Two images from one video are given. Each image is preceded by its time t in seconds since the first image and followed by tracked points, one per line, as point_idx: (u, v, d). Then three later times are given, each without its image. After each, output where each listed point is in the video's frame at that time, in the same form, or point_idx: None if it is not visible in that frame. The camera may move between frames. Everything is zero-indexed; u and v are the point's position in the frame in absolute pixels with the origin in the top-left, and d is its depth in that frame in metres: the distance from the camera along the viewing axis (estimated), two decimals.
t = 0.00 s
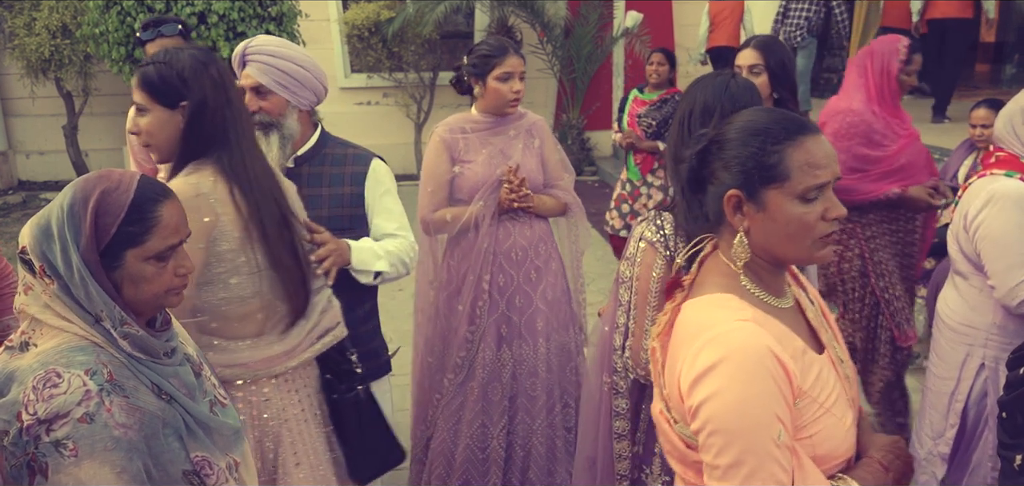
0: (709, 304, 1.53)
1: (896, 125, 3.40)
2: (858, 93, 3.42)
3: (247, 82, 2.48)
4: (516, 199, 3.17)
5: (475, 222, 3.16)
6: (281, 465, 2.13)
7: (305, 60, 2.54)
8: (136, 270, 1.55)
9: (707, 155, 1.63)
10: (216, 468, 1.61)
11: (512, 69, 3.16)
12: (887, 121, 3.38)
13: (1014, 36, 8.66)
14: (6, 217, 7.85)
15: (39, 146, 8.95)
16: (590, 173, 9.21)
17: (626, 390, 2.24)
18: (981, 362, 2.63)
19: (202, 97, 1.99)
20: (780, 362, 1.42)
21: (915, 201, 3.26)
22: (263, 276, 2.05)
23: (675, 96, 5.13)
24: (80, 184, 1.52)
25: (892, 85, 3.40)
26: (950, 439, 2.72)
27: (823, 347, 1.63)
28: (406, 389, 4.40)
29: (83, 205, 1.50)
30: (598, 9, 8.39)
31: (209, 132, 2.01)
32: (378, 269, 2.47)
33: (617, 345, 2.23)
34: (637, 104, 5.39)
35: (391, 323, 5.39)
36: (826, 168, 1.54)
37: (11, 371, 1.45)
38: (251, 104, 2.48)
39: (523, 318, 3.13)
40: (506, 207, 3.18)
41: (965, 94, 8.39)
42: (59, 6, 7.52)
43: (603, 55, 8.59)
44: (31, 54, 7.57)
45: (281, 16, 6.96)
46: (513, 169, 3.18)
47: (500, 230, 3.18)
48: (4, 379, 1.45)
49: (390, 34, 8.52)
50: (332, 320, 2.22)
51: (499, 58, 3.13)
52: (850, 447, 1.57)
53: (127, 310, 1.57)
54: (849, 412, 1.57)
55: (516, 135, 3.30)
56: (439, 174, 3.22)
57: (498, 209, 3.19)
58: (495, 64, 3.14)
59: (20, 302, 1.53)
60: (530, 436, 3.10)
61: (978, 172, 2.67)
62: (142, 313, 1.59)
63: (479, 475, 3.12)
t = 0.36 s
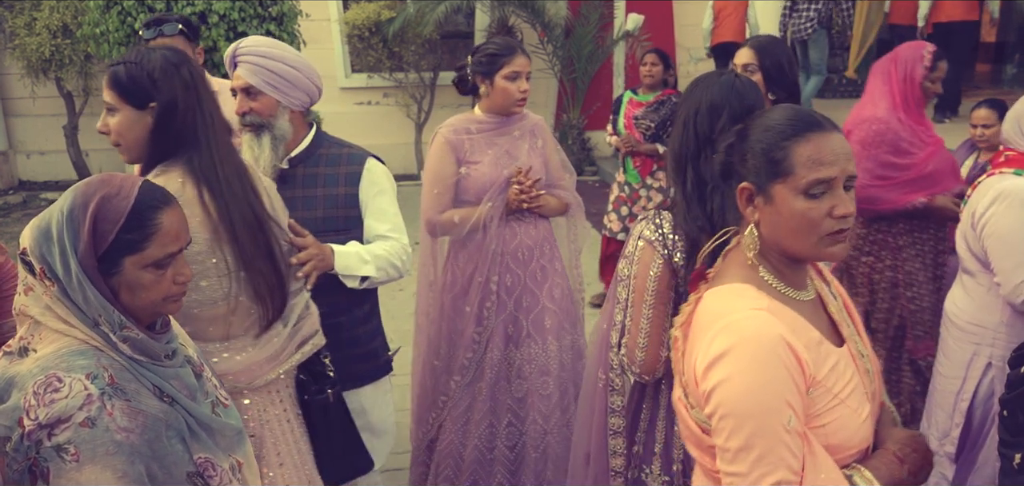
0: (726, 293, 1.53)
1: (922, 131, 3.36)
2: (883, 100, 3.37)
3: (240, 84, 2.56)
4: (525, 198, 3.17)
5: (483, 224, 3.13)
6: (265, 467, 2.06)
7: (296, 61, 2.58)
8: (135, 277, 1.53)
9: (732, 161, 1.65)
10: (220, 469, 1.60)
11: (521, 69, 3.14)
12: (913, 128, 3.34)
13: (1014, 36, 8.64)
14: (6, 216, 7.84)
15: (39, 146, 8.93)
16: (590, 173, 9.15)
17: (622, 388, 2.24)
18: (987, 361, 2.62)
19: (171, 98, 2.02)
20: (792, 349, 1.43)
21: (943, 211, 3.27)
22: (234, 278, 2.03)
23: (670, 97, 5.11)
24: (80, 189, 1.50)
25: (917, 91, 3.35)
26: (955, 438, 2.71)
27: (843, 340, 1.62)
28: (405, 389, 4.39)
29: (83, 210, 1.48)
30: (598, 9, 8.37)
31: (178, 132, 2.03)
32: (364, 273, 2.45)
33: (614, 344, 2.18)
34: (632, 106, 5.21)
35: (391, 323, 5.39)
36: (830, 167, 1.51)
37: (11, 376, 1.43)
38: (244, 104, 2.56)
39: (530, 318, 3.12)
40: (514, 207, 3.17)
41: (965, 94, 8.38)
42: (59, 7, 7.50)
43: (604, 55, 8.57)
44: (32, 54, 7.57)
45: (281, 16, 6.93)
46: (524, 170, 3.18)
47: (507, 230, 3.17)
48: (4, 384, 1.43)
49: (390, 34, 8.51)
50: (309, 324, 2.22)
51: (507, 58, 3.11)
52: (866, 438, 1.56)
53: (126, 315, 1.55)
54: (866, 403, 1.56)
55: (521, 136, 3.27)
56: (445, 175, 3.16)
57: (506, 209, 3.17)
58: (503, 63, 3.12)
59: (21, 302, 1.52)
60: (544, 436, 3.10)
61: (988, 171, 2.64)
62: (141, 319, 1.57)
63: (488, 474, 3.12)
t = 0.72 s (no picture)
0: (741, 279, 1.57)
1: (954, 138, 3.26)
2: (911, 107, 3.28)
3: (229, 85, 2.55)
4: (537, 197, 3.14)
5: (494, 224, 3.11)
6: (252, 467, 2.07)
7: (284, 61, 2.56)
8: (132, 285, 1.52)
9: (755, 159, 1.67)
10: (225, 470, 1.59)
11: (530, 69, 3.11)
12: (944, 135, 3.25)
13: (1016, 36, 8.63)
14: (6, 216, 7.84)
15: (39, 146, 8.92)
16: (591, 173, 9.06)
17: (624, 388, 2.22)
18: (997, 358, 2.62)
19: (146, 98, 2.01)
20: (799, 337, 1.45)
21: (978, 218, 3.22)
22: (213, 278, 2.01)
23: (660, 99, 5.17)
24: (77, 196, 1.49)
25: (945, 97, 3.26)
26: (964, 437, 2.69)
27: (863, 330, 1.62)
28: (404, 388, 4.39)
29: (80, 218, 1.47)
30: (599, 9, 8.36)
31: (153, 131, 2.02)
32: (356, 277, 2.45)
33: (618, 343, 2.18)
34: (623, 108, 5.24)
35: (391, 322, 5.38)
36: (823, 163, 1.52)
37: (11, 385, 1.42)
38: (234, 105, 2.55)
39: (540, 320, 3.11)
40: (525, 207, 3.15)
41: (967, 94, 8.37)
42: (59, 7, 7.49)
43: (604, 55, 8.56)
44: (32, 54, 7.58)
45: (281, 16, 6.92)
46: (535, 171, 3.16)
47: (517, 232, 3.15)
48: (4, 393, 1.42)
49: (390, 34, 8.50)
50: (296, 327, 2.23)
51: (516, 57, 3.08)
52: (880, 426, 1.57)
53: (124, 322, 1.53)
54: (881, 392, 1.57)
55: (529, 137, 3.26)
56: (454, 176, 3.11)
57: (517, 210, 3.15)
58: (512, 62, 3.09)
59: (19, 308, 1.51)
60: (558, 438, 3.09)
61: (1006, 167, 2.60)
62: (139, 325, 1.56)
63: (499, 477, 3.12)
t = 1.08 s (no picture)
0: (749, 267, 1.62)
1: (985, 141, 3.06)
2: (941, 109, 3.10)
3: (222, 86, 2.57)
4: (552, 201, 3.15)
5: (509, 227, 3.10)
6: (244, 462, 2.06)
7: (277, 61, 2.57)
8: (132, 289, 1.51)
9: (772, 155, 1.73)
10: (229, 469, 1.59)
11: (544, 69, 3.10)
12: (976, 139, 3.05)
13: (1016, 35, 8.63)
14: (7, 216, 7.85)
15: (39, 146, 8.92)
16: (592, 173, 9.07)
17: (627, 390, 2.22)
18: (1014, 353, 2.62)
19: (122, 99, 2.11)
20: (798, 326, 1.49)
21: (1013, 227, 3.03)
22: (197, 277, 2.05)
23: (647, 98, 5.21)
24: (75, 202, 1.49)
25: (974, 98, 3.08)
26: (974, 430, 2.68)
27: (875, 327, 1.63)
28: (404, 389, 4.39)
29: (78, 223, 1.47)
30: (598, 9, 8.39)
31: (130, 132, 2.12)
32: (352, 280, 2.45)
33: (624, 346, 2.16)
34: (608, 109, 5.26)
35: (391, 323, 5.39)
36: (825, 161, 1.57)
37: (12, 393, 1.41)
38: (228, 107, 2.56)
39: (555, 324, 3.11)
40: (539, 210, 3.16)
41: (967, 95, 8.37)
42: (59, 7, 7.49)
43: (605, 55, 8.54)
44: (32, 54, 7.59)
45: (282, 16, 6.94)
46: (550, 173, 3.17)
47: (531, 234, 3.14)
48: (5, 401, 1.41)
49: (391, 34, 8.49)
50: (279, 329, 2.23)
51: (529, 58, 3.08)
52: (881, 421, 1.59)
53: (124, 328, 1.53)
54: (884, 387, 1.58)
55: (543, 139, 3.27)
56: (468, 176, 3.10)
57: (532, 212, 3.16)
58: (526, 63, 3.08)
59: (15, 314, 1.51)
60: (570, 440, 3.09)
61: None
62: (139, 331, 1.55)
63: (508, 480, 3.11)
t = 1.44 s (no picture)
0: (751, 261, 1.64)
1: (1003, 143, 3.07)
2: (963, 109, 3.08)
3: (220, 88, 2.60)
4: (572, 201, 3.15)
5: (530, 228, 3.07)
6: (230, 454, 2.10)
7: (274, 61, 2.59)
8: (136, 291, 1.52)
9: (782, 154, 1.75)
10: (235, 469, 1.59)
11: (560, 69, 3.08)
12: (996, 140, 3.05)
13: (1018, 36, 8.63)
14: (8, 216, 7.87)
15: (40, 146, 8.92)
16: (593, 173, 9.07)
17: (631, 394, 2.20)
18: None
19: (102, 97, 2.24)
20: (794, 319, 1.51)
21: None
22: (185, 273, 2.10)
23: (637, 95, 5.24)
24: (78, 205, 1.49)
25: (994, 97, 3.09)
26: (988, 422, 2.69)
27: (880, 326, 1.64)
28: (405, 390, 4.40)
29: (80, 225, 1.48)
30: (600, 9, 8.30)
31: (110, 129, 2.25)
32: (351, 283, 2.46)
33: (630, 350, 2.17)
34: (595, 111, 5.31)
35: (391, 322, 5.40)
36: (828, 160, 1.58)
37: (18, 397, 1.41)
38: (228, 107, 2.58)
39: (573, 329, 3.11)
40: (560, 209, 3.15)
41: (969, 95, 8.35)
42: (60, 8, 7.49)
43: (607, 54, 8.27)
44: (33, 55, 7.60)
45: (284, 16, 6.95)
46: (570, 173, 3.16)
47: (551, 237, 3.12)
48: (11, 406, 1.41)
49: (391, 34, 8.48)
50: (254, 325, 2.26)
51: (547, 58, 3.06)
52: (878, 419, 1.59)
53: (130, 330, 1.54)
54: (883, 385, 1.59)
55: (560, 141, 3.24)
56: (489, 176, 3.04)
57: (553, 211, 3.14)
58: (543, 64, 3.06)
59: (20, 319, 1.52)
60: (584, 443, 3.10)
61: None
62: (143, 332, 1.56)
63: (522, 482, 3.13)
